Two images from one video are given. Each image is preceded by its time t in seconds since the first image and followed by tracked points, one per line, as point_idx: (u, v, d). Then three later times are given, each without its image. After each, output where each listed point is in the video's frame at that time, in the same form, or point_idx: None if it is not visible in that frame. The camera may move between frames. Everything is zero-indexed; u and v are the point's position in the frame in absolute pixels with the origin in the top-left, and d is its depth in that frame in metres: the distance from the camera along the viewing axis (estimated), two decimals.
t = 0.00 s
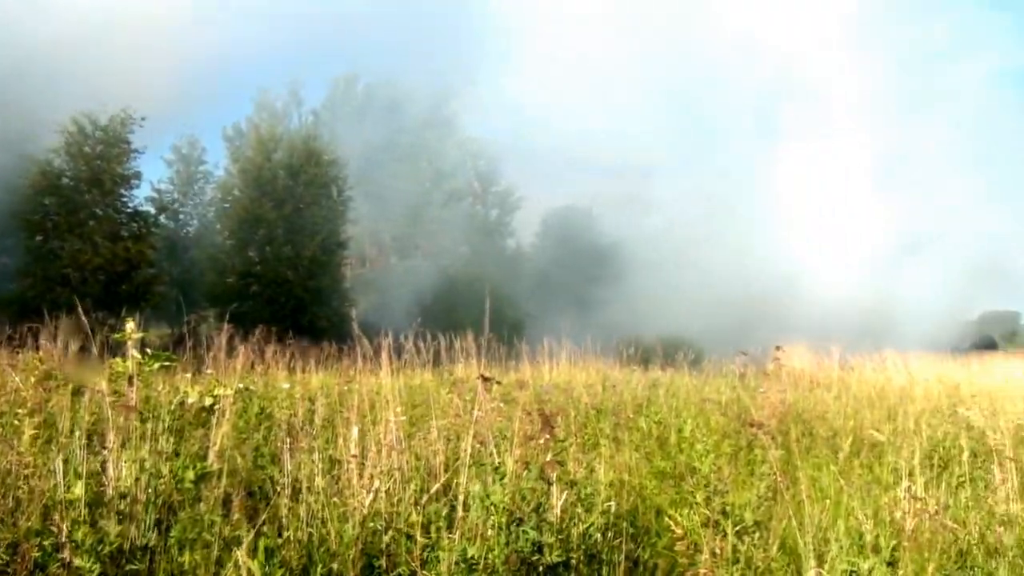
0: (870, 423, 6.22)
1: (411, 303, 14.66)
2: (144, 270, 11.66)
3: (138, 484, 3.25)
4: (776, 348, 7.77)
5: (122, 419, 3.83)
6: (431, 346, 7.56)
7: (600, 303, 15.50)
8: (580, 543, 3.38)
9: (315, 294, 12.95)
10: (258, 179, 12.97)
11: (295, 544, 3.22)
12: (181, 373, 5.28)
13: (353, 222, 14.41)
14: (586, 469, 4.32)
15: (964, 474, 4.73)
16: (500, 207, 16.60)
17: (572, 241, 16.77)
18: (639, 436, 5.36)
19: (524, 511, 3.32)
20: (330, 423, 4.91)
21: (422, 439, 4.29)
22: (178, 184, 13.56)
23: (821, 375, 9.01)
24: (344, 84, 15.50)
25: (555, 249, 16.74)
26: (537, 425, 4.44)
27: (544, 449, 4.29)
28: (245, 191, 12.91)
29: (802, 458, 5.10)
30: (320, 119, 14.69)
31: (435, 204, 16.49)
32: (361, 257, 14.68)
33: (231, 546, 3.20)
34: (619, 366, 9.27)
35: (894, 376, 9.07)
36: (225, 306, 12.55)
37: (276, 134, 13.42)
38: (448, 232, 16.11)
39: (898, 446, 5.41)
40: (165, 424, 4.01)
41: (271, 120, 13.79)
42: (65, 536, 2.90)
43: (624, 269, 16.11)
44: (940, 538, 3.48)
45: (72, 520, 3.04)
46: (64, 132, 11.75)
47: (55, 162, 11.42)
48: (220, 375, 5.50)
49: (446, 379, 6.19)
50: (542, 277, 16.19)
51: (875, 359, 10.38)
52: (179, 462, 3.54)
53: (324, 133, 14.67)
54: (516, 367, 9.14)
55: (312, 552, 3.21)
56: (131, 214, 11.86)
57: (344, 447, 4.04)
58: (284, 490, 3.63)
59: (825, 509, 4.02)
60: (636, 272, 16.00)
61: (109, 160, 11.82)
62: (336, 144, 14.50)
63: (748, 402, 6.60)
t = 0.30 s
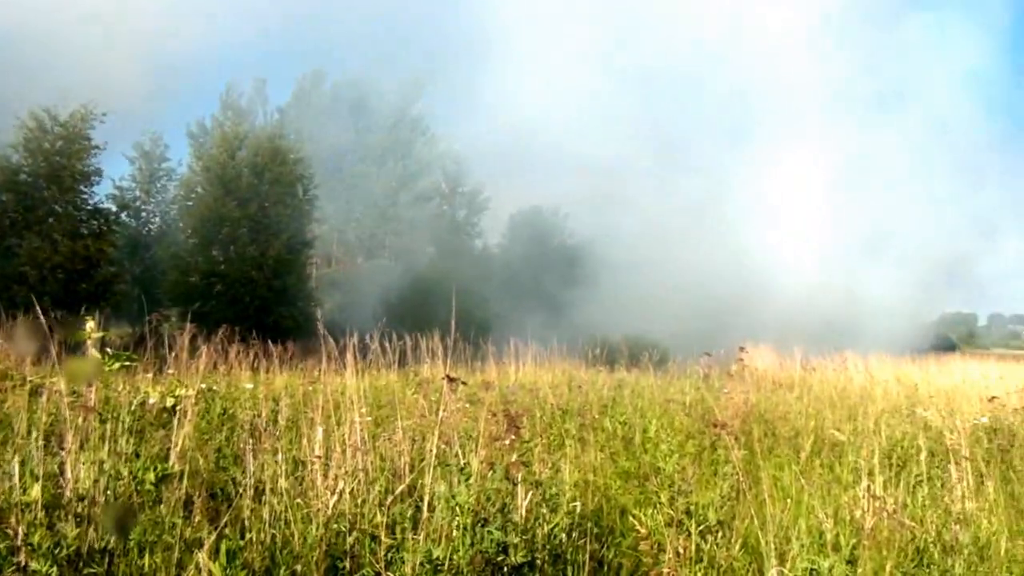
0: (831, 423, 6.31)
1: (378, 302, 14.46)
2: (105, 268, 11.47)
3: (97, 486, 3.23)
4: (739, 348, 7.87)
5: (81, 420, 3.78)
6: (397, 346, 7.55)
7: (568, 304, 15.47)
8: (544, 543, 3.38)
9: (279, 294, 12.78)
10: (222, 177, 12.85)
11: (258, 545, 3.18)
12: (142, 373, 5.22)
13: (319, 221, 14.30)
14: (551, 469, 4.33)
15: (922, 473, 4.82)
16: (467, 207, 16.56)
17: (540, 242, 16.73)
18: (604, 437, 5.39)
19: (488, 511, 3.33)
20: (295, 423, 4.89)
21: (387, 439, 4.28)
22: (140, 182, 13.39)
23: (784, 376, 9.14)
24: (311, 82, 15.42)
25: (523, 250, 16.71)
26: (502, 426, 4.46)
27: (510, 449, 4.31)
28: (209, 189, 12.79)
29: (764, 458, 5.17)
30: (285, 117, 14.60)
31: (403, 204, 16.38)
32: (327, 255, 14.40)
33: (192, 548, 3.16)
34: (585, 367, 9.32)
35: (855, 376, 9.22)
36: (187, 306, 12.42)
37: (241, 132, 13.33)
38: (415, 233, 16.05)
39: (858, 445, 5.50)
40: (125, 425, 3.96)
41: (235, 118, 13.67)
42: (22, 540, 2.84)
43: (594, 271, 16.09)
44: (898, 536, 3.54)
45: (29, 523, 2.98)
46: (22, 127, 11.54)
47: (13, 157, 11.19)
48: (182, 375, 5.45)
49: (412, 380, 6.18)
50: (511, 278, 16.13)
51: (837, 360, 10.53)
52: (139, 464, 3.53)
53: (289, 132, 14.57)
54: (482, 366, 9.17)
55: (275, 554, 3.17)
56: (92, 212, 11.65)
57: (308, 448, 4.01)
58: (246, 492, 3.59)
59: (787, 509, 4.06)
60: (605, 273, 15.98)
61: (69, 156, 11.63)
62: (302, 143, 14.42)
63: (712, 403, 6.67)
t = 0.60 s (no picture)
0: (827, 424, 6.32)
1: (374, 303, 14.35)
2: (100, 268, 11.43)
3: (93, 487, 3.22)
4: (735, 348, 7.87)
5: (76, 421, 3.79)
6: (392, 347, 7.54)
7: (566, 306, 15.46)
8: (542, 544, 3.37)
9: (275, 293, 12.79)
10: (217, 177, 12.81)
11: (255, 546, 3.17)
12: (138, 373, 5.22)
13: (314, 221, 14.29)
14: (548, 469, 4.33)
15: (918, 473, 4.83)
16: (463, 207, 16.50)
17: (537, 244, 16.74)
18: (601, 437, 5.39)
19: (485, 513, 3.35)
20: (290, 423, 4.90)
21: (384, 439, 4.28)
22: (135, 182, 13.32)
23: (780, 376, 9.15)
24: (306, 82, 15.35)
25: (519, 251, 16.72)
26: (498, 425, 4.47)
27: (506, 449, 4.32)
28: (204, 189, 12.77)
29: (760, 458, 5.18)
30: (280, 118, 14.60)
31: (399, 203, 16.02)
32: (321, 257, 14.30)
33: (189, 549, 3.14)
34: (581, 367, 9.31)
35: (851, 376, 9.23)
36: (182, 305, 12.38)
37: (236, 132, 13.29)
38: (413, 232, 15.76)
39: (854, 445, 5.51)
40: (121, 425, 3.97)
41: (230, 118, 13.65)
42: (18, 541, 2.84)
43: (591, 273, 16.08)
44: (893, 535, 3.57)
45: (24, 524, 2.97)
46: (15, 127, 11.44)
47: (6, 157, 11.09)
48: (177, 375, 5.45)
49: (408, 380, 6.18)
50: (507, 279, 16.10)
51: (833, 359, 10.55)
52: (134, 465, 3.53)
53: (284, 132, 14.55)
54: (478, 367, 9.16)
55: (272, 554, 3.17)
56: (86, 212, 11.58)
57: (304, 448, 4.01)
58: (243, 492, 3.58)
59: (783, 508, 4.07)
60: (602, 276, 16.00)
61: (63, 156, 11.55)
62: (296, 143, 14.40)
63: (708, 403, 6.68)
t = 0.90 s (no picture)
0: (889, 424, 6.18)
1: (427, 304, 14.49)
2: (161, 271, 11.70)
3: (158, 485, 3.31)
4: (792, 347, 7.73)
5: (141, 421, 3.90)
6: (446, 347, 7.58)
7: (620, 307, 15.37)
8: (598, 544, 3.34)
9: (329, 296, 12.97)
10: (273, 182, 13.02)
11: (314, 545, 3.23)
12: (199, 374, 5.33)
13: (367, 223, 14.45)
14: (603, 469, 4.31)
15: (985, 475, 4.70)
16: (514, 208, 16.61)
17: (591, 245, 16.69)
18: (657, 437, 5.34)
19: (541, 513, 3.36)
20: (346, 423, 4.95)
21: (439, 439, 4.31)
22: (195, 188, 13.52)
23: (839, 375, 8.98)
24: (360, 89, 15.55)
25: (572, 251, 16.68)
26: (553, 425, 4.47)
27: (561, 450, 4.32)
28: (260, 193, 12.98)
29: (820, 458, 5.08)
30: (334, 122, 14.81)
31: (451, 205, 16.16)
32: (375, 258, 14.35)
33: (252, 546, 3.17)
34: (635, 366, 9.25)
35: (912, 375, 9.02)
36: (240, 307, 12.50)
37: (290, 137, 13.50)
38: (464, 233, 15.97)
39: (918, 445, 5.38)
40: (184, 425, 4.07)
41: (285, 123, 13.88)
42: (88, 537, 2.95)
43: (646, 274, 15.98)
44: (960, 538, 3.46)
45: (94, 520, 3.07)
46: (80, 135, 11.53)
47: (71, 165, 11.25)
48: (237, 376, 5.55)
49: (462, 381, 6.21)
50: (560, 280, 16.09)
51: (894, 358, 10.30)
52: (198, 464, 3.62)
53: (337, 135, 14.72)
54: (532, 366, 9.17)
55: (331, 552, 3.20)
56: (147, 217, 11.82)
57: (361, 448, 4.06)
58: (303, 492, 3.64)
59: (845, 509, 3.99)
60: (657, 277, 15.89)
61: (124, 164, 11.68)
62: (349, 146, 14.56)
63: (765, 403, 6.59)
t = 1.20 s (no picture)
0: (980, 424, 5.95)
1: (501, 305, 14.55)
2: (243, 275, 12.01)
3: (243, 483, 3.40)
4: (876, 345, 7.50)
5: (225, 420, 4.02)
6: (520, 347, 7.58)
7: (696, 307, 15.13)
8: (676, 546, 3.31)
9: (405, 297, 13.16)
10: (349, 185, 13.27)
11: (394, 541, 3.28)
12: (280, 375, 5.46)
13: (441, 225, 14.58)
14: (681, 470, 4.25)
15: None
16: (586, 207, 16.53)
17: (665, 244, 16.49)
18: (735, 437, 5.25)
19: (617, 514, 3.36)
20: (423, 422, 5.00)
21: (514, 440, 4.31)
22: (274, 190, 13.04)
23: (925, 374, 8.69)
24: (432, 92, 15.67)
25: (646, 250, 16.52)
26: (629, 425, 4.45)
27: (637, 450, 4.30)
28: (337, 196, 13.21)
29: (907, 459, 4.92)
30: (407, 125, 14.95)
31: (524, 204, 16.16)
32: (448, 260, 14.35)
33: (333, 543, 3.24)
34: (712, 365, 9.12)
35: (1002, 374, 8.67)
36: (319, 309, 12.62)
37: (365, 141, 13.73)
38: (537, 233, 15.96)
39: (1011, 446, 5.17)
40: (267, 425, 4.17)
41: (361, 126, 14.08)
42: (178, 532, 3.06)
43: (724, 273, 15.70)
44: None
45: (184, 516, 3.18)
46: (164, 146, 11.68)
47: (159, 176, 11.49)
48: (316, 377, 5.66)
49: (537, 381, 6.21)
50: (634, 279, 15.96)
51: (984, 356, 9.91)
52: (280, 463, 3.71)
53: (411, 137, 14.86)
54: (606, 366, 9.12)
55: (410, 551, 3.23)
56: (230, 222, 12.15)
57: (437, 448, 4.09)
58: (381, 490, 3.70)
59: (935, 512, 3.85)
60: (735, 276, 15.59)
61: (207, 171, 11.93)
62: (423, 149, 14.71)
63: (848, 403, 6.41)
